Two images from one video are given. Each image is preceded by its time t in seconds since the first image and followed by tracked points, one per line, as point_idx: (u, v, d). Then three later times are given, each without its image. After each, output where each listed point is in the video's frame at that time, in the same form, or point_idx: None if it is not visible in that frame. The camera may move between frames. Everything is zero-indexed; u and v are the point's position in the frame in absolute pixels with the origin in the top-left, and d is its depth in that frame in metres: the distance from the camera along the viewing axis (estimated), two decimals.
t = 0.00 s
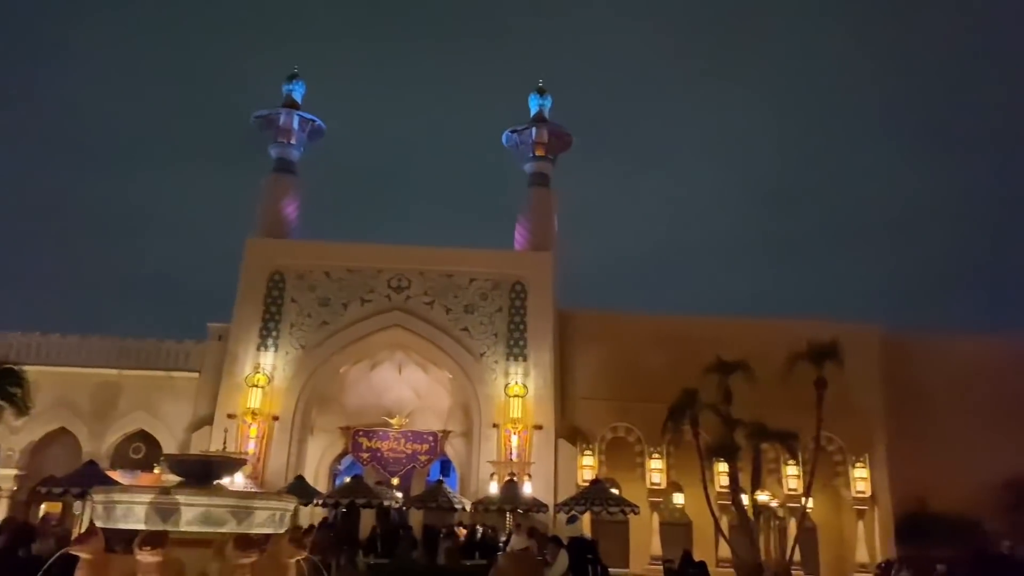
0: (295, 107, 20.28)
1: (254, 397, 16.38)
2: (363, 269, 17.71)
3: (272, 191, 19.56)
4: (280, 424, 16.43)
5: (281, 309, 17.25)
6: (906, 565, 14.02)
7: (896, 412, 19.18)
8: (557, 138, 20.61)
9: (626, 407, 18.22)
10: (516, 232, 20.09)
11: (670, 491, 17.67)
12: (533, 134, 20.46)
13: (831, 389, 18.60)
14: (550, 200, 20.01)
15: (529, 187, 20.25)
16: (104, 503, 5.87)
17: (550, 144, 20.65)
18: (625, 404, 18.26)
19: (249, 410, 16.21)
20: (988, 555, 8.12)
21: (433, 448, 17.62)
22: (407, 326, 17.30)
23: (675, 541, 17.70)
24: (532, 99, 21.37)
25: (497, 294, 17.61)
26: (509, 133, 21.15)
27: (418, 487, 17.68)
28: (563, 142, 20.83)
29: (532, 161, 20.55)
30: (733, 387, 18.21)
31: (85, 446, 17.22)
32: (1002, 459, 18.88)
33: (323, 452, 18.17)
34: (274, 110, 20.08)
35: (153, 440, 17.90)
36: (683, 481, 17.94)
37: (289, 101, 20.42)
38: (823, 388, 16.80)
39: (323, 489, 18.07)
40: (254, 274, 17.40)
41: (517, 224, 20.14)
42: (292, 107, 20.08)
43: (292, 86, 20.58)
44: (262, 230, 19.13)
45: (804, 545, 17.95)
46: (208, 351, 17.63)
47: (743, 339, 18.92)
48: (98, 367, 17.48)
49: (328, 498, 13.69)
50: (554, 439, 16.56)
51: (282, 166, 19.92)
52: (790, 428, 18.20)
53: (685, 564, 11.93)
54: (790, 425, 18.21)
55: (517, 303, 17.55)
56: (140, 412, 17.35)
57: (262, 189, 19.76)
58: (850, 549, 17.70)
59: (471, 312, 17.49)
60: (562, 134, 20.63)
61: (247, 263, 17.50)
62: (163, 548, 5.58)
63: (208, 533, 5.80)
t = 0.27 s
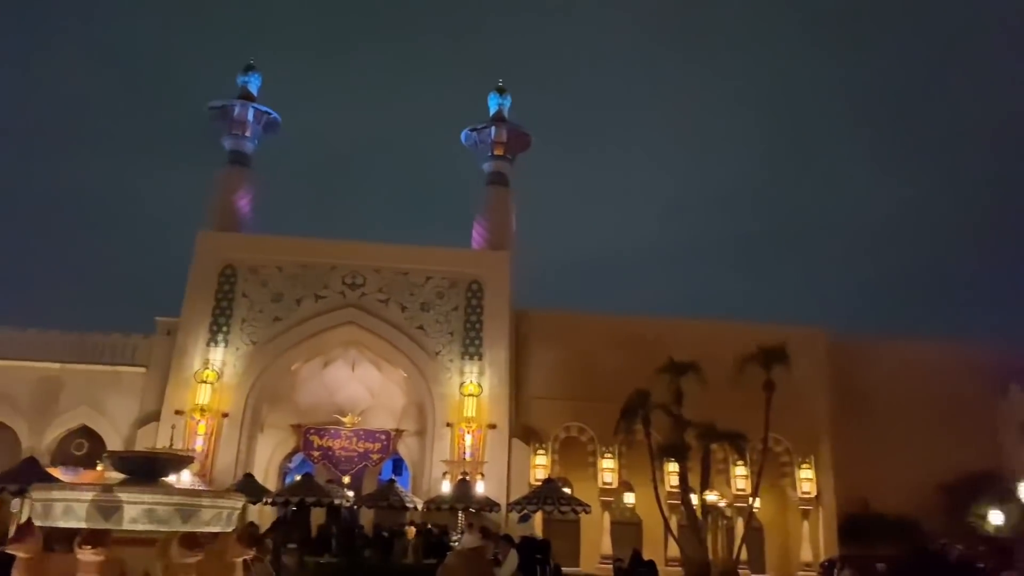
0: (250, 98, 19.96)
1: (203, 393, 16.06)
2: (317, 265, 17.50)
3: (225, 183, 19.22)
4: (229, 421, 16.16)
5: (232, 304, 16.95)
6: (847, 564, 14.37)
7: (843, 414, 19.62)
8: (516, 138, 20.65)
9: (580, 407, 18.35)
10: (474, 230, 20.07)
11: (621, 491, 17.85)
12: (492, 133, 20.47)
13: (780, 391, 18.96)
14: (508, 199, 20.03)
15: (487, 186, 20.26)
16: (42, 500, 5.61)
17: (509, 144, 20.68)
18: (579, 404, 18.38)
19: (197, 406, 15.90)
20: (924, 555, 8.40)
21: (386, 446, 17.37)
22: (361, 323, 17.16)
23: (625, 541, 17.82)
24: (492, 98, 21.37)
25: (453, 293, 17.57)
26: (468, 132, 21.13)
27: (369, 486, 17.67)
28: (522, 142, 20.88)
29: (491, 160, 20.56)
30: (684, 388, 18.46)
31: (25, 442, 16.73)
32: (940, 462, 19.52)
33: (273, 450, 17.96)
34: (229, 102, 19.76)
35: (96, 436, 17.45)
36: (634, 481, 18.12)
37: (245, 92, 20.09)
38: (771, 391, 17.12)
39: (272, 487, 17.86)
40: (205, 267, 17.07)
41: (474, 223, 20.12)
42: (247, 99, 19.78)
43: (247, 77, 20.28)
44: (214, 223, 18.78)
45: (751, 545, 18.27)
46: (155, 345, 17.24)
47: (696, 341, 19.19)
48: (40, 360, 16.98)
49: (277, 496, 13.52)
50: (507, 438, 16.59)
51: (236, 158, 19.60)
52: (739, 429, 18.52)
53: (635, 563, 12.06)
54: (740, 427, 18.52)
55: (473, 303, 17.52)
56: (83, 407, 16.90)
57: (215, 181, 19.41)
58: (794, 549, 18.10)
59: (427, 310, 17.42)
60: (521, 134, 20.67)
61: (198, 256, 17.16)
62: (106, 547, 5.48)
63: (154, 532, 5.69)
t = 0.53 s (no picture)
0: (202, 87, 19.55)
1: (147, 388, 15.67)
2: (268, 259, 17.21)
3: (175, 173, 18.80)
4: (174, 417, 15.80)
5: (179, 298, 16.58)
6: (790, 563, 14.68)
7: (788, 416, 20.05)
8: (474, 136, 20.62)
9: (532, 406, 18.40)
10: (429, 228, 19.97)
11: (569, 490, 17.71)
12: (449, 130, 20.41)
13: (728, 393, 19.28)
14: (464, 197, 19.98)
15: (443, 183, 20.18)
16: None
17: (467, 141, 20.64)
18: (531, 403, 18.43)
19: (141, 401, 15.49)
20: (864, 554, 8.60)
21: (336, 444, 17.18)
22: (313, 318, 16.94)
23: (574, 540, 17.95)
24: (450, 95, 21.31)
25: (407, 290, 17.45)
26: (425, 128, 21.02)
27: (318, 484, 17.51)
28: (480, 141, 20.86)
29: (448, 158, 20.50)
30: (635, 388, 18.65)
31: None
32: (879, 463, 20.08)
33: (220, 446, 17.59)
34: (180, 91, 19.28)
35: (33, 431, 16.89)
36: (584, 480, 18.23)
37: (197, 81, 19.67)
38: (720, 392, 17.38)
39: (217, 484, 17.46)
40: (151, 259, 16.65)
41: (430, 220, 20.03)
42: (200, 88, 19.34)
43: (200, 66, 19.84)
44: (162, 214, 18.35)
45: (697, 544, 18.52)
46: (98, 338, 16.81)
47: (648, 342, 19.40)
48: None
49: (222, 494, 13.26)
50: (459, 437, 16.53)
51: (187, 149, 19.18)
52: (688, 429, 18.77)
53: (583, 562, 12.12)
54: (689, 427, 18.77)
55: (427, 300, 17.42)
56: (20, 401, 16.35)
57: (164, 171, 18.97)
58: (739, 548, 18.43)
59: (380, 307, 17.27)
60: (479, 133, 20.64)
61: (144, 247, 16.73)
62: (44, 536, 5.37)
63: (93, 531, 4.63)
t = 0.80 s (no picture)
0: (150, 74, 19.04)
1: (86, 380, 15.20)
2: (216, 251, 16.86)
3: (120, 161, 18.28)
4: (114, 411, 15.38)
5: (121, 289, 16.13)
6: (732, 560, 14.97)
7: (733, 416, 20.42)
8: (429, 132, 20.52)
9: (483, 404, 18.41)
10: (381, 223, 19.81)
11: (518, 488, 17.71)
12: (404, 125, 20.27)
13: (675, 393, 19.56)
14: (418, 193, 19.87)
15: (397, 178, 20.04)
16: None
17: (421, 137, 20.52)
18: (481, 401, 18.44)
19: (79, 394, 15.02)
20: (803, 552, 8.82)
21: (281, 441, 17.12)
22: (260, 313, 16.66)
23: (522, 537, 18.02)
24: (405, 89, 21.16)
25: (358, 286, 17.28)
26: (379, 122, 20.84)
27: (263, 480, 17.11)
28: (434, 137, 20.77)
29: (402, 153, 20.37)
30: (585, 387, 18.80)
31: None
32: (819, 463, 20.63)
33: (162, 441, 17.15)
34: (126, 76, 18.80)
35: None
36: (533, 478, 18.28)
37: (145, 66, 19.15)
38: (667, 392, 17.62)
39: (159, 481, 17.03)
40: (93, 248, 16.15)
41: (383, 215, 19.87)
42: (147, 74, 18.90)
43: (148, 51, 19.33)
44: (106, 203, 17.83)
45: (643, 543, 18.75)
46: (35, 329, 16.27)
47: (597, 342, 19.57)
48: None
49: (163, 490, 12.99)
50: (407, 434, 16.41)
51: (132, 136, 18.69)
52: (636, 428, 18.98)
53: (530, 559, 12.16)
54: (637, 427, 18.98)
55: (378, 296, 17.27)
56: None
57: (108, 158, 18.43)
58: (683, 545, 18.73)
59: (330, 302, 17.08)
60: (434, 128, 20.54)
61: (86, 235, 16.20)
62: None
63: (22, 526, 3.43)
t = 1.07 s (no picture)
0: (95, 57, 18.47)
1: (20, 371, 14.71)
2: (161, 240, 16.45)
3: (61, 146, 17.71)
4: (50, 403, 14.94)
5: (60, 277, 15.63)
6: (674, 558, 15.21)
7: (679, 416, 20.75)
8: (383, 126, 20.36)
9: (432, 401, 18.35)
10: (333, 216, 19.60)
11: (467, 485, 17.62)
12: (358, 118, 20.08)
13: (624, 392, 19.76)
14: (371, 186, 19.68)
15: (349, 171, 19.83)
16: None
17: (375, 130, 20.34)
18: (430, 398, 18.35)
19: (13, 385, 14.54)
20: (743, 549, 9.01)
21: (225, 435, 16.81)
22: (205, 305, 16.33)
23: (468, 535, 18.00)
24: (360, 82, 20.95)
25: (308, 279, 17.05)
26: (333, 114, 20.59)
27: (205, 475, 16.76)
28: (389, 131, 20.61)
29: (355, 146, 20.16)
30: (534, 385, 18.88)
31: None
32: (761, 462, 21.08)
33: (101, 434, 16.73)
34: (69, 58, 18.09)
35: None
36: (481, 475, 18.27)
37: (89, 49, 18.59)
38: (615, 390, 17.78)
39: (94, 474, 16.66)
40: (31, 234, 15.60)
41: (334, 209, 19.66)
42: (92, 57, 18.24)
43: (93, 34, 18.74)
44: (45, 189, 17.28)
45: (588, 540, 18.94)
46: None
47: (547, 340, 19.65)
48: None
49: (101, 484, 12.66)
50: (355, 431, 16.29)
51: (75, 120, 18.11)
52: (584, 426, 19.09)
53: (476, 556, 12.15)
54: (585, 425, 19.13)
55: (328, 290, 17.06)
56: None
57: (49, 142, 17.84)
58: (627, 543, 18.96)
59: (278, 296, 16.82)
60: (388, 122, 20.38)
61: (23, 222, 15.65)
62: None
63: None
